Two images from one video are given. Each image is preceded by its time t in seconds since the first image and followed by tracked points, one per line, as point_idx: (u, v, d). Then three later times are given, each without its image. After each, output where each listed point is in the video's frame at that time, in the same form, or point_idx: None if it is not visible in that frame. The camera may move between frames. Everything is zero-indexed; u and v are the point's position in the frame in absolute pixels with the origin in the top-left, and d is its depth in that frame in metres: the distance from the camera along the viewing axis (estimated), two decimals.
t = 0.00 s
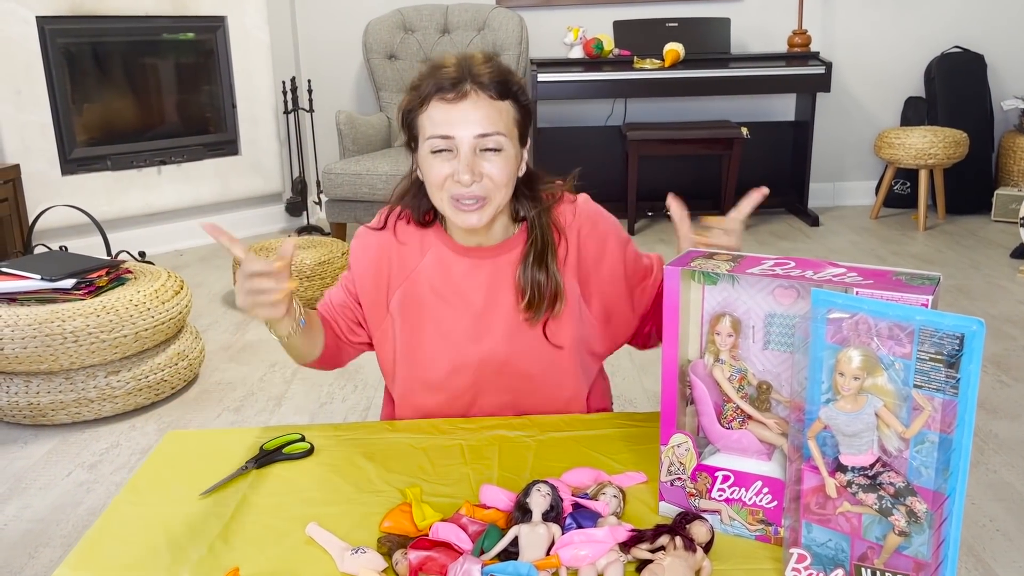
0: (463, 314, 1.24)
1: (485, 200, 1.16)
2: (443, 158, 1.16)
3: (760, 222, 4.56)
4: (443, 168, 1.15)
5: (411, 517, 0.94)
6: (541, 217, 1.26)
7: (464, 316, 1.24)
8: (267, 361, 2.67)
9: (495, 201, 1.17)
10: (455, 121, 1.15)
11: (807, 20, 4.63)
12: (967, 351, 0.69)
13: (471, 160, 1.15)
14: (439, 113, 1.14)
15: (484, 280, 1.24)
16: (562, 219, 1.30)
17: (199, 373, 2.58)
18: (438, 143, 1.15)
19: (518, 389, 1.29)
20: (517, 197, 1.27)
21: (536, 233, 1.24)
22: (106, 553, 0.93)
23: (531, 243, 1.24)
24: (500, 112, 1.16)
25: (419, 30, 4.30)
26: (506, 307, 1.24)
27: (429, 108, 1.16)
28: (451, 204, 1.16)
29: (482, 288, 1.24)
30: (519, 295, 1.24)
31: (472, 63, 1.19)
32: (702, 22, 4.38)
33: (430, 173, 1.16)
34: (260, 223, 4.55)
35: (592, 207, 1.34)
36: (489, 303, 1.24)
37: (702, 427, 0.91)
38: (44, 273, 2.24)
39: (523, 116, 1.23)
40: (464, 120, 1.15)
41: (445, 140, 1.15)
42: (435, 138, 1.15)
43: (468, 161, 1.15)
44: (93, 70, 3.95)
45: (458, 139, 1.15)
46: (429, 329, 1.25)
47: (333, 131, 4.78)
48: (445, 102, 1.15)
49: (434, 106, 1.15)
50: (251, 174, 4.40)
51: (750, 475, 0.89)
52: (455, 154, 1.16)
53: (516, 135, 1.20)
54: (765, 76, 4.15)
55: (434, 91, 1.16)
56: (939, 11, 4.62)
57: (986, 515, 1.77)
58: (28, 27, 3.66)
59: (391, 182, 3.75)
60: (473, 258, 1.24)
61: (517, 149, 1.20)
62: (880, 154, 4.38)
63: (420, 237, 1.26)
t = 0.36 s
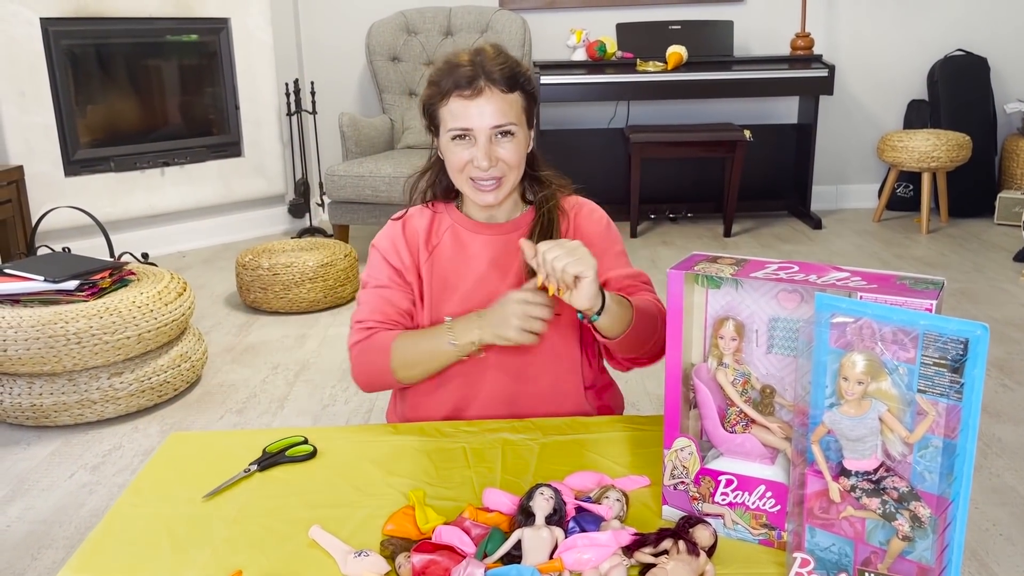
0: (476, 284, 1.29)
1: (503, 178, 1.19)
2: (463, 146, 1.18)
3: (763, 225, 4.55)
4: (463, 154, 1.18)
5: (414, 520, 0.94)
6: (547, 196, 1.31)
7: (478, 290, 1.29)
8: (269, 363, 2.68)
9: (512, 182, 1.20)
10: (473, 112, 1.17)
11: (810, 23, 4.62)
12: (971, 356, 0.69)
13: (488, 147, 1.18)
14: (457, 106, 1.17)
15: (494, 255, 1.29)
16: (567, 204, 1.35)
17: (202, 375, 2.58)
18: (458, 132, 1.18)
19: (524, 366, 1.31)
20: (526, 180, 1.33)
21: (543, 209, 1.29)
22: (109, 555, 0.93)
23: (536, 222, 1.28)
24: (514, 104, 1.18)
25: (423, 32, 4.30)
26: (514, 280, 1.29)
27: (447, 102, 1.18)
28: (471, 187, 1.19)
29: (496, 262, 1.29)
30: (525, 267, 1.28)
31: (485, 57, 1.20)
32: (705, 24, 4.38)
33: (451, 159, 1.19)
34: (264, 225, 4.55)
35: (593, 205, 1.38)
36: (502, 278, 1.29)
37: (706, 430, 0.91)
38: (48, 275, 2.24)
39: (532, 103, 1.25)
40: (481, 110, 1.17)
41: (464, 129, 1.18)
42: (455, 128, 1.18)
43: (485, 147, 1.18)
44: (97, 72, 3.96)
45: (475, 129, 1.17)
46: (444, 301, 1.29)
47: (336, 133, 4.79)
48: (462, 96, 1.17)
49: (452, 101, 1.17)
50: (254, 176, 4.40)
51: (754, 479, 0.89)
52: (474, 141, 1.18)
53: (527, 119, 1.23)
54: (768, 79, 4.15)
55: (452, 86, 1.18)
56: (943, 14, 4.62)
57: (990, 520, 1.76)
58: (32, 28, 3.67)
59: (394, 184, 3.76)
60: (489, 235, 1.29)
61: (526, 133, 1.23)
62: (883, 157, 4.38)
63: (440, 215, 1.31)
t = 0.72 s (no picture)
0: (480, 278, 1.29)
1: (500, 177, 1.20)
2: (462, 146, 1.20)
3: (763, 228, 4.55)
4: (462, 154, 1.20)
5: (415, 522, 0.95)
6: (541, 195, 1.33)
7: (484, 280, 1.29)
8: (269, 364, 2.68)
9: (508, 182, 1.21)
10: (471, 114, 1.18)
11: (811, 27, 4.63)
12: (972, 360, 0.69)
13: (486, 147, 1.19)
14: (456, 108, 1.19)
15: (499, 249, 1.30)
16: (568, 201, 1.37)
17: (202, 376, 2.58)
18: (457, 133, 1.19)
19: (528, 361, 1.31)
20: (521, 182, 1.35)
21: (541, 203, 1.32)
22: (111, 556, 0.93)
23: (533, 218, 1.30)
24: (511, 105, 1.20)
25: (424, 34, 4.30)
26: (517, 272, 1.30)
27: (447, 105, 1.20)
28: (469, 187, 1.21)
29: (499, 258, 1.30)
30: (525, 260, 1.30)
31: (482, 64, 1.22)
32: (706, 27, 4.38)
33: (450, 159, 1.21)
34: (264, 227, 4.56)
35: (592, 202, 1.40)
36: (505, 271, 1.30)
37: (707, 433, 0.91)
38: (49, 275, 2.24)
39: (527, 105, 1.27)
40: (479, 112, 1.18)
41: (462, 130, 1.19)
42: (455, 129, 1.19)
43: (483, 148, 1.19)
44: (98, 73, 3.97)
45: (473, 129, 1.19)
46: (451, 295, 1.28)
47: (337, 134, 4.79)
48: (461, 99, 1.19)
49: (451, 103, 1.19)
50: (255, 178, 4.41)
51: (755, 481, 0.90)
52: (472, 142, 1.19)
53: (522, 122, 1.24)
54: (769, 83, 4.16)
55: (451, 91, 1.19)
56: (944, 18, 4.63)
57: (990, 523, 1.76)
58: (33, 30, 3.67)
59: (395, 186, 3.76)
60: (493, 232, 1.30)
61: (522, 136, 1.25)
62: (884, 161, 4.38)
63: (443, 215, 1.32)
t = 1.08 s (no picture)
0: (464, 293, 1.30)
1: (492, 182, 1.22)
2: (455, 147, 1.22)
3: (758, 235, 4.58)
4: (455, 155, 1.22)
5: (416, 521, 0.97)
6: (539, 212, 1.35)
7: (470, 299, 1.30)
8: (268, 367, 2.70)
9: (499, 187, 1.23)
10: (466, 114, 1.22)
11: (806, 36, 4.67)
12: (958, 365, 0.71)
13: (479, 148, 1.22)
14: (451, 106, 1.22)
15: (484, 268, 1.31)
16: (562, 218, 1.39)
17: (202, 379, 2.60)
18: (451, 134, 1.23)
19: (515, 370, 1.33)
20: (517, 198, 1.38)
21: (537, 226, 1.33)
22: (119, 554, 0.95)
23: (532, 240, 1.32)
24: (506, 108, 1.23)
25: (423, 40, 4.33)
26: (505, 291, 1.30)
27: (442, 104, 1.23)
28: (461, 188, 1.23)
29: (483, 274, 1.31)
30: (519, 283, 1.31)
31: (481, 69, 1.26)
32: (702, 35, 4.42)
33: (443, 160, 1.23)
34: (262, 231, 4.57)
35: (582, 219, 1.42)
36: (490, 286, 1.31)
37: (701, 434, 0.94)
38: (51, 278, 2.26)
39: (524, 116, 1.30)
40: (474, 112, 1.22)
41: (457, 129, 1.22)
42: (449, 129, 1.22)
43: (476, 149, 1.22)
44: (98, 77, 3.98)
45: (467, 130, 1.22)
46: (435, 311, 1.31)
47: (335, 139, 4.82)
48: (456, 98, 1.22)
49: (446, 101, 1.23)
50: (254, 182, 4.42)
51: (749, 483, 0.92)
52: (466, 143, 1.22)
53: (518, 132, 1.27)
54: (765, 91, 4.19)
55: (446, 89, 1.23)
56: (937, 28, 4.67)
57: (980, 527, 1.79)
58: (35, 34, 3.68)
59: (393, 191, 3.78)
60: (476, 250, 1.32)
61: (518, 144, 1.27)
62: (877, 169, 4.42)
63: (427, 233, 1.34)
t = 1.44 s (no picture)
0: (463, 303, 1.32)
1: (478, 200, 1.24)
2: (441, 164, 1.23)
3: (755, 237, 4.60)
4: (442, 172, 1.23)
5: (417, 522, 0.98)
6: (540, 219, 1.35)
7: (469, 309, 1.31)
8: (268, 369, 2.70)
9: (486, 204, 1.25)
10: (452, 132, 1.21)
11: (804, 39, 4.68)
12: (954, 367, 0.72)
13: (465, 166, 1.22)
14: (437, 123, 1.21)
15: (482, 276, 1.31)
16: (561, 224, 1.39)
17: (201, 381, 2.60)
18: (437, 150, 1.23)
19: (515, 378, 1.34)
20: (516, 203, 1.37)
21: (536, 234, 1.32)
22: (122, 554, 0.96)
23: (533, 245, 1.31)
24: (493, 124, 1.22)
25: (422, 43, 4.34)
26: (505, 301, 1.31)
27: (429, 118, 1.22)
28: (449, 203, 1.24)
29: (482, 283, 1.31)
30: (522, 290, 1.31)
31: (472, 79, 1.24)
32: (701, 39, 4.43)
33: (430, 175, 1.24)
34: (261, 233, 4.58)
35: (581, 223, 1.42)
36: (489, 296, 1.32)
37: (699, 435, 0.94)
38: (51, 280, 2.27)
39: (518, 124, 1.28)
40: (460, 130, 1.21)
41: (443, 147, 1.22)
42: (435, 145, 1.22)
43: (462, 167, 1.22)
44: (97, 79, 3.99)
45: (453, 147, 1.22)
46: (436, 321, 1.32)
47: (334, 141, 4.83)
48: (444, 114, 1.21)
49: (434, 116, 1.21)
50: (253, 184, 4.43)
51: (747, 484, 0.93)
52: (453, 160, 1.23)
53: (507, 142, 1.26)
54: (763, 94, 4.21)
55: (435, 103, 1.22)
56: (934, 32, 4.69)
57: (976, 529, 1.80)
58: (34, 36, 3.69)
59: (392, 193, 3.79)
60: (474, 258, 1.32)
61: (509, 154, 1.27)
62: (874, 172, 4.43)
63: (425, 240, 1.34)
